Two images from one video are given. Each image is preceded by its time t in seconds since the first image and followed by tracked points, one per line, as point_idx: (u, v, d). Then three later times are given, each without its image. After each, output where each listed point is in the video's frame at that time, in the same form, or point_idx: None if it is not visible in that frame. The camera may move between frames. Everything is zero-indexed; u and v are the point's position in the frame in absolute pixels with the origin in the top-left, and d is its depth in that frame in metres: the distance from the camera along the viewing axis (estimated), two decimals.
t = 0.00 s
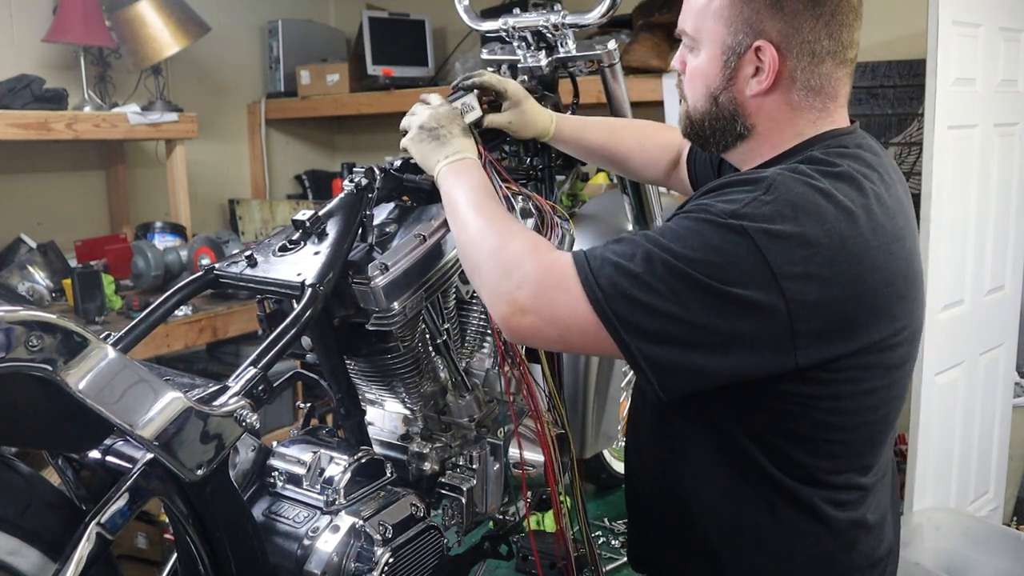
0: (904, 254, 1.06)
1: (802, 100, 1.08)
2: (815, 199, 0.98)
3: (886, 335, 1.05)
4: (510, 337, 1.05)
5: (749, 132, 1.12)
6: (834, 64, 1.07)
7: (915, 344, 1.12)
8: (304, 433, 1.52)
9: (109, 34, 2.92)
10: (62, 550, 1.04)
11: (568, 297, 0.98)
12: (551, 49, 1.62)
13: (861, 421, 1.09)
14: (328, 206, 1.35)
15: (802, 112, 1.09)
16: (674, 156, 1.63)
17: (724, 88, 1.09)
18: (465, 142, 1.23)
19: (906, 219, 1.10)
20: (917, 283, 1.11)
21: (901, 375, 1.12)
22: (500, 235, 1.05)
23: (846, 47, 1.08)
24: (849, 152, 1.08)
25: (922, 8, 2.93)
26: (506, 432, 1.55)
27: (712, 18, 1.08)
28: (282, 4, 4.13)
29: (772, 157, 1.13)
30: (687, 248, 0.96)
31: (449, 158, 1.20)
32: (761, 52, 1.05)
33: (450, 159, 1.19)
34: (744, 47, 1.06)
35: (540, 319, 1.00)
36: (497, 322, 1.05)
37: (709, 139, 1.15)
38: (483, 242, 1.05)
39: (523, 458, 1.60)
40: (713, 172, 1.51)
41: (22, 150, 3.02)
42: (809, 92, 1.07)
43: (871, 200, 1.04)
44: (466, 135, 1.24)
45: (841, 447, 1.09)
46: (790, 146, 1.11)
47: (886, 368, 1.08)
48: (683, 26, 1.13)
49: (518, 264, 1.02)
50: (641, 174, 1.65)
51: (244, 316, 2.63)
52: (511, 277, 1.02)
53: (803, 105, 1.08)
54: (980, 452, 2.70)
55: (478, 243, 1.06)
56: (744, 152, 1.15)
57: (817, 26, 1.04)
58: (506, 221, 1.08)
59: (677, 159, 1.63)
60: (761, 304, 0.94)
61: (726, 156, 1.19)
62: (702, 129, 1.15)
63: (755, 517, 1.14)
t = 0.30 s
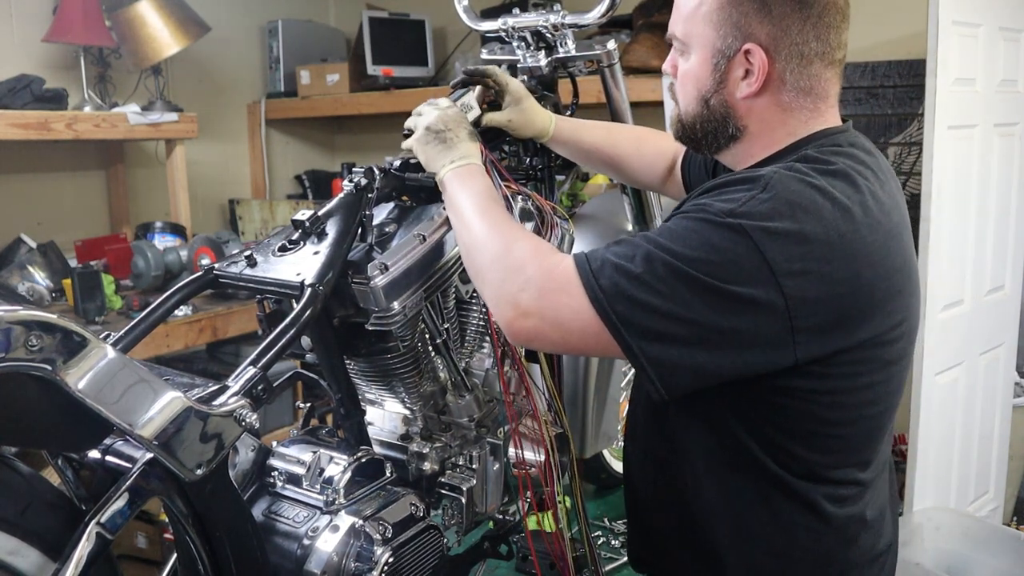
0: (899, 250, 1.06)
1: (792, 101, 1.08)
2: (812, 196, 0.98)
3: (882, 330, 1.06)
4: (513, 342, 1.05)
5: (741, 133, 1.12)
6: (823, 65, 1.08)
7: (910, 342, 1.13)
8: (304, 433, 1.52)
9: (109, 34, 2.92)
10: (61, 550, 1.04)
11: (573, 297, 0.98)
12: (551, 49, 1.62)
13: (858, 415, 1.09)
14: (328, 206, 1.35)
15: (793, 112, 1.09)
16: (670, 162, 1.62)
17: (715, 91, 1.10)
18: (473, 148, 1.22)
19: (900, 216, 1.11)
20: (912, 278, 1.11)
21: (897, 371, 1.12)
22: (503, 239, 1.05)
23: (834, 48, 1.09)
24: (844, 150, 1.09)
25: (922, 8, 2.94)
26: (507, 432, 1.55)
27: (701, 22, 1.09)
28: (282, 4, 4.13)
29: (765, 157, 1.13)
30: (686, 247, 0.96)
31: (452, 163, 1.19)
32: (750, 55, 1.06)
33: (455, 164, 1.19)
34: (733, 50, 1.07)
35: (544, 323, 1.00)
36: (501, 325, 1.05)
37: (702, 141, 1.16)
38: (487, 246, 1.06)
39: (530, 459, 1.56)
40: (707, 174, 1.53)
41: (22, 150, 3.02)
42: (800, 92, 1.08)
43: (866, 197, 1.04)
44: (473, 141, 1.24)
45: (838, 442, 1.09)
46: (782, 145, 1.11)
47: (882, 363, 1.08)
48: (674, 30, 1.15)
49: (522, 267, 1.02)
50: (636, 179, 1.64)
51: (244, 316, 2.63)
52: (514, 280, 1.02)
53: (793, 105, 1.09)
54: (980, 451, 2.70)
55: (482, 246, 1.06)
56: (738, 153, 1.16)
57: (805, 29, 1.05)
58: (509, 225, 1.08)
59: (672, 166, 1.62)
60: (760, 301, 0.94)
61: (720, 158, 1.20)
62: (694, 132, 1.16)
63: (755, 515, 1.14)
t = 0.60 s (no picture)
0: (899, 248, 1.07)
1: (792, 103, 1.09)
2: (812, 193, 0.99)
3: (882, 327, 1.05)
4: (515, 339, 1.06)
5: (741, 135, 1.12)
6: (822, 68, 1.08)
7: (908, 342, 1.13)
8: (305, 433, 1.52)
9: (109, 34, 2.92)
10: (61, 550, 1.04)
11: (575, 294, 0.98)
12: (551, 49, 1.62)
13: (859, 412, 1.09)
14: (328, 206, 1.35)
15: (793, 114, 1.10)
16: (669, 164, 1.62)
17: (714, 94, 1.10)
18: (467, 141, 1.22)
19: (899, 214, 1.11)
20: (912, 276, 1.11)
21: (897, 369, 1.12)
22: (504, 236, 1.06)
23: (832, 51, 1.09)
24: (842, 148, 1.09)
25: (921, 8, 2.94)
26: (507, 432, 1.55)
27: (700, 25, 1.08)
28: (282, 4, 4.13)
29: (765, 158, 1.13)
30: (687, 243, 0.96)
31: (450, 159, 1.20)
32: (750, 59, 1.06)
33: (449, 159, 1.20)
34: (733, 54, 1.06)
35: (545, 320, 1.00)
36: (503, 322, 1.05)
37: (701, 142, 1.16)
38: (489, 244, 1.06)
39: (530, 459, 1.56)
40: (706, 175, 1.53)
41: (22, 150, 3.02)
42: (799, 95, 1.08)
43: (866, 194, 1.04)
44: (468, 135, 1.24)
45: (839, 439, 1.09)
46: (782, 146, 1.11)
47: (881, 360, 1.08)
48: (671, 32, 1.14)
49: (524, 265, 1.02)
50: (636, 179, 1.64)
51: (244, 316, 2.63)
52: (515, 278, 1.02)
53: (793, 107, 1.09)
54: (980, 451, 2.70)
55: (484, 242, 1.06)
56: (737, 154, 1.16)
57: (805, 32, 1.05)
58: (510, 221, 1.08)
59: (671, 168, 1.62)
60: (762, 298, 0.94)
61: (718, 158, 1.20)
62: (692, 134, 1.16)
63: (756, 513, 1.14)
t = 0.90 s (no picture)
0: (886, 254, 1.06)
1: (771, 118, 1.09)
2: (794, 204, 0.98)
3: (870, 334, 1.05)
4: (496, 346, 1.07)
5: (718, 147, 1.14)
6: (803, 82, 1.08)
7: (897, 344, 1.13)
8: (305, 433, 1.52)
9: (109, 34, 2.92)
10: (61, 550, 1.04)
11: (552, 303, 0.99)
12: (551, 49, 1.62)
13: (849, 419, 1.09)
14: (328, 206, 1.35)
15: (772, 128, 1.10)
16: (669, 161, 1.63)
17: (692, 109, 1.09)
18: (452, 143, 1.23)
19: (887, 219, 1.11)
20: (901, 279, 1.11)
21: (888, 373, 1.12)
22: (484, 243, 1.06)
23: (814, 65, 1.08)
24: (827, 155, 1.09)
25: (921, 8, 2.94)
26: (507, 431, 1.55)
27: (680, 40, 1.06)
28: (282, 4, 4.13)
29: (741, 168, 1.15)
30: (668, 254, 0.96)
31: (438, 163, 1.21)
32: (731, 78, 1.05)
33: (439, 164, 1.21)
34: (714, 73, 1.05)
35: (523, 329, 1.01)
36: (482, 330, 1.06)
37: (675, 151, 1.16)
38: (470, 251, 1.06)
39: (529, 458, 1.51)
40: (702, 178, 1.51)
41: (22, 150, 3.03)
42: (780, 110, 1.08)
43: (851, 202, 1.04)
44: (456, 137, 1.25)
45: (832, 446, 1.09)
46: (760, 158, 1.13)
47: (871, 366, 1.08)
48: (646, 40, 1.12)
49: (502, 273, 1.03)
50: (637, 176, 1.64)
51: (244, 316, 2.63)
52: (494, 286, 1.03)
53: (773, 122, 1.10)
54: (980, 451, 2.70)
55: (465, 250, 1.07)
56: (715, 161, 1.18)
57: (788, 51, 1.03)
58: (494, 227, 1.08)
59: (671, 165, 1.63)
60: (743, 309, 0.94)
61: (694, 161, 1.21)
62: (668, 143, 1.15)
63: (748, 519, 1.14)
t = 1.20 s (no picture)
0: (885, 257, 1.06)
1: (756, 130, 1.09)
2: (790, 206, 0.98)
3: (870, 338, 1.05)
4: (488, 342, 1.06)
5: (706, 163, 1.14)
6: (785, 92, 1.07)
7: (898, 346, 1.13)
8: (305, 434, 1.52)
9: (109, 34, 2.92)
10: (61, 550, 1.04)
11: (544, 298, 0.99)
12: (551, 49, 1.62)
13: (850, 424, 1.09)
14: (328, 206, 1.35)
15: (758, 139, 1.10)
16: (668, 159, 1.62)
17: (675, 129, 1.10)
18: (453, 145, 1.24)
19: (886, 222, 1.11)
20: (900, 280, 1.11)
21: (887, 381, 1.12)
22: (481, 240, 1.06)
23: (794, 72, 1.07)
24: (825, 158, 1.09)
25: (921, 8, 2.94)
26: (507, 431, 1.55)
27: (654, 65, 1.07)
28: (283, 4, 4.13)
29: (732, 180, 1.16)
30: (665, 254, 0.96)
31: (437, 163, 1.21)
32: (709, 98, 1.05)
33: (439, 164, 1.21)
34: (691, 95, 1.05)
35: (515, 322, 1.01)
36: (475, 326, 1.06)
37: (667, 170, 1.17)
38: (465, 247, 1.07)
39: (529, 457, 1.49)
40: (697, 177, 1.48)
41: (21, 150, 3.02)
42: (763, 121, 1.08)
43: (848, 205, 1.04)
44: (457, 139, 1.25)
45: (831, 451, 1.09)
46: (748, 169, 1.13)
47: (871, 373, 1.07)
48: (621, 66, 1.12)
49: (497, 267, 1.03)
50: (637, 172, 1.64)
51: (244, 316, 2.63)
52: (489, 280, 1.03)
53: (758, 133, 1.09)
54: (980, 451, 2.70)
55: (462, 245, 1.07)
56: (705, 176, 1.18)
57: (764, 65, 1.03)
58: (491, 225, 1.09)
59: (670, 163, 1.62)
60: (738, 310, 0.94)
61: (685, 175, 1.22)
62: (657, 163, 1.17)
63: (746, 524, 1.14)
